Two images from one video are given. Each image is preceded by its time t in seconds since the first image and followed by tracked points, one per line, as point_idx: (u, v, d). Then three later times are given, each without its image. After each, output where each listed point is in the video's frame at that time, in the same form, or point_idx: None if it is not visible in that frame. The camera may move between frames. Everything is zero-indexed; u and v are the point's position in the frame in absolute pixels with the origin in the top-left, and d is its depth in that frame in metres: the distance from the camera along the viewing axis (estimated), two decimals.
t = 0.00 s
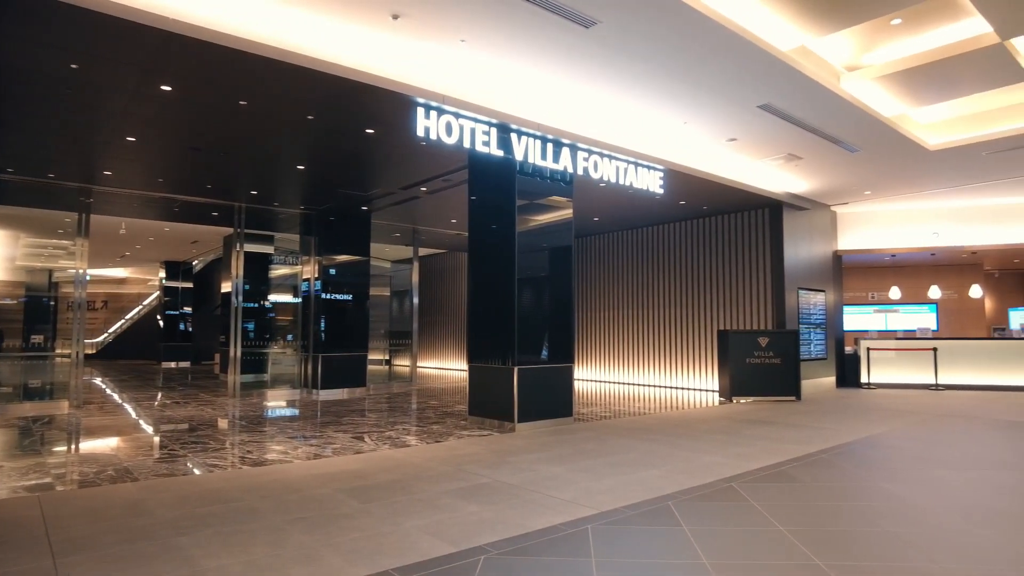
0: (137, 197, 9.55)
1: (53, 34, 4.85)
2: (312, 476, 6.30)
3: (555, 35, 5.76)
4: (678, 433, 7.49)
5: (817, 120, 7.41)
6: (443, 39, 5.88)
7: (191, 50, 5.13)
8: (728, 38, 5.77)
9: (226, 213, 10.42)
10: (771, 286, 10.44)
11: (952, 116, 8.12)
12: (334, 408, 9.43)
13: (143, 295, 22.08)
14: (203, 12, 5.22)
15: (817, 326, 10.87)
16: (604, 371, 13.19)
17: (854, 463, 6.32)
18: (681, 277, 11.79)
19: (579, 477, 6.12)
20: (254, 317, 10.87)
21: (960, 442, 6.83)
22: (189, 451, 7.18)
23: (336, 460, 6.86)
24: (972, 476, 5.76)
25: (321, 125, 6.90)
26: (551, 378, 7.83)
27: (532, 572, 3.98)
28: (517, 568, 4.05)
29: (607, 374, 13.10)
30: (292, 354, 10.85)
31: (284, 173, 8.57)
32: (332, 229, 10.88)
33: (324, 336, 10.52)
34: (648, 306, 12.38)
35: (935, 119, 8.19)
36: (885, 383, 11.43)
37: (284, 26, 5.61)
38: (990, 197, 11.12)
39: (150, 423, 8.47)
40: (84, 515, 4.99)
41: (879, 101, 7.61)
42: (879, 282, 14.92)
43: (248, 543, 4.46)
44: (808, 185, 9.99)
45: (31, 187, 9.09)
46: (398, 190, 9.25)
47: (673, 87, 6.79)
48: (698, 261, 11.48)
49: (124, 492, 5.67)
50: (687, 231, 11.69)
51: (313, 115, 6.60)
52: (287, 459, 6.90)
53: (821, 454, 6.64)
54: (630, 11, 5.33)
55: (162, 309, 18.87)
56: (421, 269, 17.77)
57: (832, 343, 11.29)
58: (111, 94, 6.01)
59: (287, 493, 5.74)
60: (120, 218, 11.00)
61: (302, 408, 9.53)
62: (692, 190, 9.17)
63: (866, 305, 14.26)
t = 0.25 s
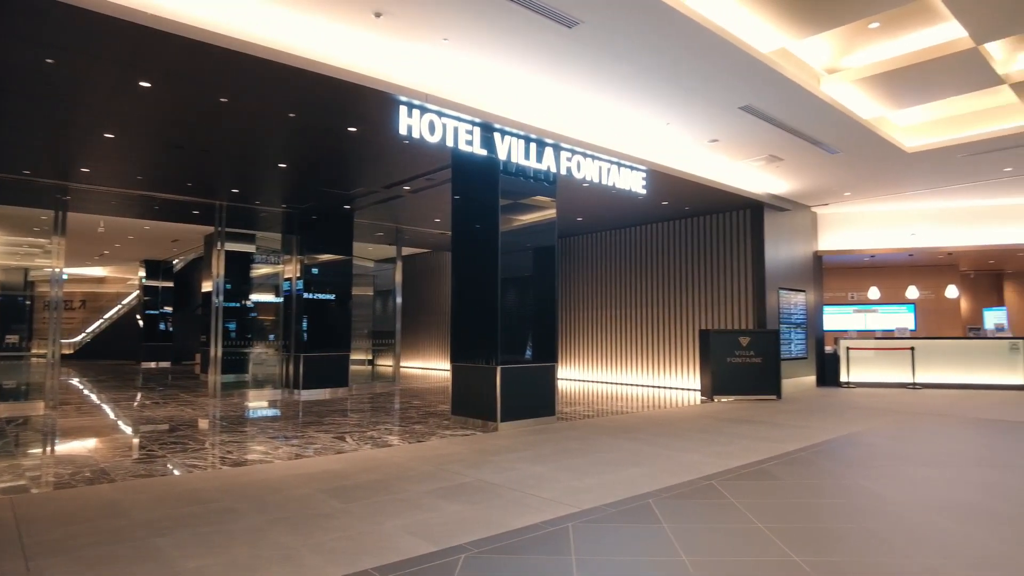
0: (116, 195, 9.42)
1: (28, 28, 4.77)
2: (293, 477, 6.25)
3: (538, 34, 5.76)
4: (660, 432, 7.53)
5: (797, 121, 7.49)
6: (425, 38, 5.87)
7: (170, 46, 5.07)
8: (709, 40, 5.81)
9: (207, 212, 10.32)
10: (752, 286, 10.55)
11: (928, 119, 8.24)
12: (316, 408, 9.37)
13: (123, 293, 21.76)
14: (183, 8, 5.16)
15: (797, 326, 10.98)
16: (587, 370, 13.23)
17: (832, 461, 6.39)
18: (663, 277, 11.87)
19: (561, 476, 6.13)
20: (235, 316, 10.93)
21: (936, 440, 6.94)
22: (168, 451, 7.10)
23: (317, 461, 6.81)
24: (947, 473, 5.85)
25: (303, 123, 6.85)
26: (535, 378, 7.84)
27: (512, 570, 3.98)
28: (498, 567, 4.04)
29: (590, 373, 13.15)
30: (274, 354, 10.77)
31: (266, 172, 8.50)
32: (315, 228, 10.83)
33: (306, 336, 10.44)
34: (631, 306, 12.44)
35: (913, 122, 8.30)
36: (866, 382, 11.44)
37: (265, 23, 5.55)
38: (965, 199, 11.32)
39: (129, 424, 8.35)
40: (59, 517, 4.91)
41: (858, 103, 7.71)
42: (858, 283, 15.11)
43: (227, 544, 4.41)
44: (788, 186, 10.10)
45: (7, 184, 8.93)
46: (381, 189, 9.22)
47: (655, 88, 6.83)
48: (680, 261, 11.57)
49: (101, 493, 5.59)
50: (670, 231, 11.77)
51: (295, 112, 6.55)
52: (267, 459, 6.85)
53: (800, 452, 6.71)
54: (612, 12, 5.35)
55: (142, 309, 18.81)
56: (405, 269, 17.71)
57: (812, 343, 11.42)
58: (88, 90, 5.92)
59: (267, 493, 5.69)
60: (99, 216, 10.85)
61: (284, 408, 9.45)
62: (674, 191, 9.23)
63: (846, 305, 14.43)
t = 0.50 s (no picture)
0: (89, 192, 9.23)
1: None
2: (269, 477, 6.17)
3: (517, 34, 5.76)
4: (638, 430, 7.57)
5: (773, 124, 7.59)
6: (404, 36, 5.83)
7: (144, 40, 4.98)
8: (687, 42, 5.87)
9: (182, 210, 10.16)
10: (728, 287, 10.67)
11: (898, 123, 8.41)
12: (293, 408, 9.28)
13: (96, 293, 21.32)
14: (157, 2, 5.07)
15: (773, 326, 11.13)
16: (566, 370, 13.27)
17: (806, 458, 6.49)
18: (642, 278, 11.95)
19: (539, 474, 6.14)
20: (211, 316, 10.77)
21: (906, 436, 7.08)
22: (141, 453, 6.97)
23: (293, 461, 6.73)
24: (917, 469, 5.97)
25: (280, 120, 6.78)
26: (513, 377, 7.83)
27: (489, 569, 3.97)
28: (476, 566, 4.03)
29: (570, 373, 13.19)
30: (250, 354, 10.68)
31: (243, 169, 8.40)
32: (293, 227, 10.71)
33: (283, 335, 10.33)
34: (610, 306, 12.51)
35: (886, 125, 8.45)
36: (839, 381, 11.59)
37: (242, 19, 5.48)
38: (935, 202, 11.57)
39: (101, 425, 8.18)
40: (26, 521, 4.79)
41: (832, 106, 7.84)
42: (832, 283, 15.37)
43: (201, 545, 4.35)
44: (763, 188, 10.24)
45: None
46: (359, 187, 9.16)
47: (633, 89, 6.87)
48: (658, 262, 11.66)
49: (69, 496, 5.46)
50: (648, 232, 11.85)
51: (272, 110, 6.48)
52: (243, 459, 6.76)
53: (775, 450, 6.80)
54: (591, 13, 5.38)
55: (116, 309, 18.56)
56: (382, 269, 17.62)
57: (787, 343, 11.58)
58: (59, 84, 5.80)
59: (242, 494, 5.62)
60: (70, 213, 10.61)
61: (260, 409, 9.32)
62: (653, 192, 9.30)
63: (820, 305, 14.67)
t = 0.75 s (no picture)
0: (58, 188, 9.02)
1: None
2: (243, 479, 6.10)
3: (496, 34, 5.76)
4: (615, 430, 7.61)
5: (749, 127, 7.69)
6: (383, 35, 5.78)
7: (116, 35, 4.88)
8: (664, 44, 5.91)
9: (156, 208, 9.98)
10: (704, 287, 10.79)
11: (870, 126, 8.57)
12: (268, 409, 9.17)
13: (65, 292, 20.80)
14: None
15: (748, 326, 11.28)
16: (544, 370, 13.32)
17: (779, 456, 6.59)
18: (619, 278, 12.02)
19: (517, 474, 6.15)
20: (184, 315, 10.82)
21: (876, 434, 7.23)
22: (111, 455, 6.83)
23: (268, 463, 6.66)
24: (886, 467, 6.10)
25: (257, 117, 6.70)
26: (491, 377, 7.82)
27: (466, 570, 3.96)
28: (453, 566, 4.02)
29: (548, 373, 13.24)
30: (225, 354, 10.64)
31: (218, 167, 8.28)
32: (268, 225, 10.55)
33: (258, 335, 10.21)
34: (588, 306, 12.57)
35: (858, 129, 8.61)
36: (813, 380, 11.82)
37: (217, 14, 5.38)
38: (906, 205, 11.83)
39: (70, 427, 8.01)
40: None
41: (806, 110, 7.96)
42: (806, 284, 15.65)
43: (173, 549, 4.28)
44: (738, 190, 10.37)
45: None
46: (336, 186, 9.08)
47: (611, 91, 6.91)
48: (636, 262, 11.74)
49: (36, 500, 5.33)
50: (626, 232, 11.93)
51: (248, 107, 6.40)
52: (218, 461, 6.67)
53: (750, 448, 6.89)
54: (569, 14, 5.39)
55: (85, 308, 18.13)
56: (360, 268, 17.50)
57: (762, 342, 11.74)
58: (27, 77, 5.65)
59: (216, 496, 5.54)
60: (39, 210, 10.36)
61: (235, 409, 9.19)
62: (630, 193, 9.37)
63: (793, 305, 14.79)
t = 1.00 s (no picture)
0: (28, 184, 8.80)
1: None
2: (218, 481, 6.01)
3: (475, 34, 5.74)
4: (593, 429, 7.64)
5: (726, 129, 7.76)
6: (361, 33, 5.72)
7: (86, 28, 4.76)
8: (643, 46, 5.93)
9: (129, 205, 9.79)
10: (682, 288, 10.87)
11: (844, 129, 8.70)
12: (244, 410, 9.04)
13: (34, 290, 20.17)
14: None
15: (725, 326, 11.40)
16: (524, 370, 13.34)
17: (755, 455, 6.67)
18: (599, 278, 12.08)
19: (495, 474, 6.14)
20: (159, 314, 10.48)
21: (848, 432, 7.35)
22: (81, 457, 6.69)
23: (244, 464, 6.57)
24: (858, 465, 6.20)
25: (233, 114, 6.61)
26: (470, 378, 7.80)
27: (443, 571, 3.95)
28: (430, 567, 4.00)
29: (527, 372, 13.26)
30: (200, 354, 10.51)
31: (193, 164, 8.15)
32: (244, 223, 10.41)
33: (234, 335, 10.09)
34: (567, 306, 12.60)
35: (833, 132, 8.74)
36: (789, 378, 11.97)
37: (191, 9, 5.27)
38: (878, 207, 12.05)
39: (39, 429, 7.82)
40: None
41: (782, 113, 8.06)
42: (782, 285, 15.80)
43: (145, 553, 4.20)
44: (715, 191, 10.48)
45: None
46: (314, 184, 9.00)
47: (590, 92, 6.93)
48: (615, 263, 11.81)
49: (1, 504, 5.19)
50: (605, 233, 11.99)
51: (224, 103, 6.31)
52: (192, 462, 6.57)
53: (726, 447, 6.96)
54: (549, 14, 5.39)
55: (55, 307, 17.80)
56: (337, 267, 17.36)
57: (738, 342, 11.89)
58: None
59: (189, 499, 5.45)
60: (7, 206, 10.09)
61: (210, 410, 9.05)
62: (610, 194, 9.42)
63: (769, 306, 15.02)
